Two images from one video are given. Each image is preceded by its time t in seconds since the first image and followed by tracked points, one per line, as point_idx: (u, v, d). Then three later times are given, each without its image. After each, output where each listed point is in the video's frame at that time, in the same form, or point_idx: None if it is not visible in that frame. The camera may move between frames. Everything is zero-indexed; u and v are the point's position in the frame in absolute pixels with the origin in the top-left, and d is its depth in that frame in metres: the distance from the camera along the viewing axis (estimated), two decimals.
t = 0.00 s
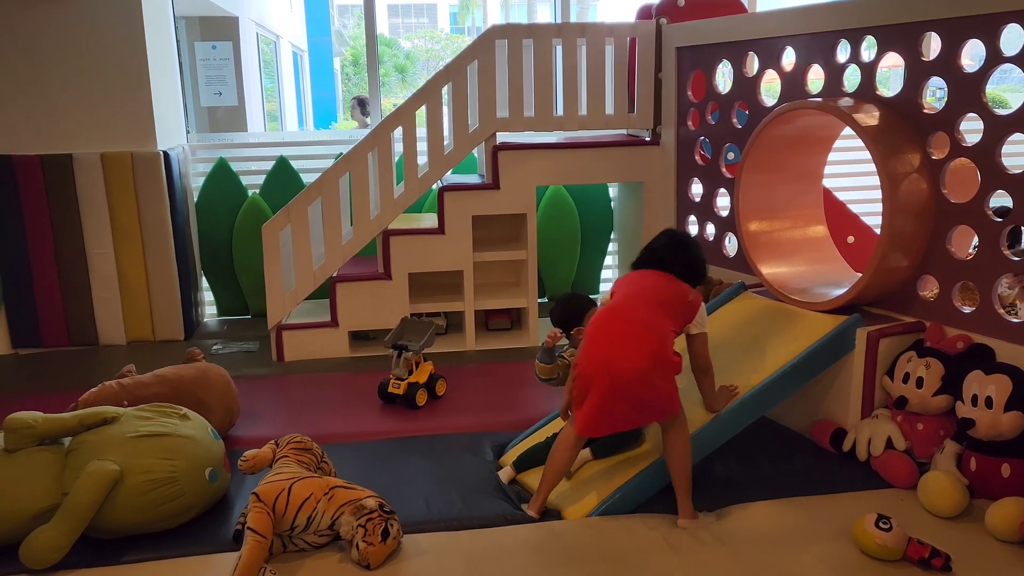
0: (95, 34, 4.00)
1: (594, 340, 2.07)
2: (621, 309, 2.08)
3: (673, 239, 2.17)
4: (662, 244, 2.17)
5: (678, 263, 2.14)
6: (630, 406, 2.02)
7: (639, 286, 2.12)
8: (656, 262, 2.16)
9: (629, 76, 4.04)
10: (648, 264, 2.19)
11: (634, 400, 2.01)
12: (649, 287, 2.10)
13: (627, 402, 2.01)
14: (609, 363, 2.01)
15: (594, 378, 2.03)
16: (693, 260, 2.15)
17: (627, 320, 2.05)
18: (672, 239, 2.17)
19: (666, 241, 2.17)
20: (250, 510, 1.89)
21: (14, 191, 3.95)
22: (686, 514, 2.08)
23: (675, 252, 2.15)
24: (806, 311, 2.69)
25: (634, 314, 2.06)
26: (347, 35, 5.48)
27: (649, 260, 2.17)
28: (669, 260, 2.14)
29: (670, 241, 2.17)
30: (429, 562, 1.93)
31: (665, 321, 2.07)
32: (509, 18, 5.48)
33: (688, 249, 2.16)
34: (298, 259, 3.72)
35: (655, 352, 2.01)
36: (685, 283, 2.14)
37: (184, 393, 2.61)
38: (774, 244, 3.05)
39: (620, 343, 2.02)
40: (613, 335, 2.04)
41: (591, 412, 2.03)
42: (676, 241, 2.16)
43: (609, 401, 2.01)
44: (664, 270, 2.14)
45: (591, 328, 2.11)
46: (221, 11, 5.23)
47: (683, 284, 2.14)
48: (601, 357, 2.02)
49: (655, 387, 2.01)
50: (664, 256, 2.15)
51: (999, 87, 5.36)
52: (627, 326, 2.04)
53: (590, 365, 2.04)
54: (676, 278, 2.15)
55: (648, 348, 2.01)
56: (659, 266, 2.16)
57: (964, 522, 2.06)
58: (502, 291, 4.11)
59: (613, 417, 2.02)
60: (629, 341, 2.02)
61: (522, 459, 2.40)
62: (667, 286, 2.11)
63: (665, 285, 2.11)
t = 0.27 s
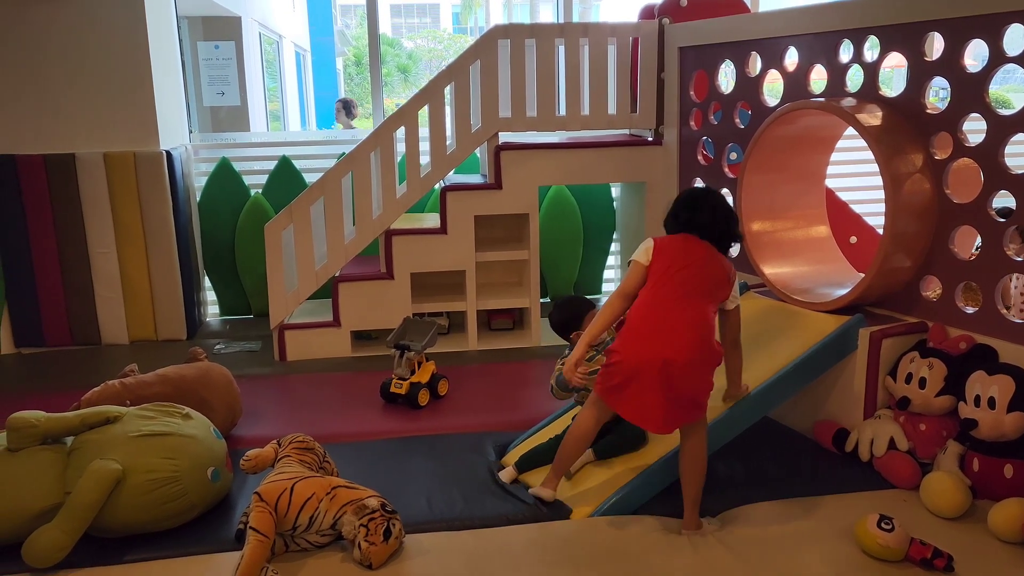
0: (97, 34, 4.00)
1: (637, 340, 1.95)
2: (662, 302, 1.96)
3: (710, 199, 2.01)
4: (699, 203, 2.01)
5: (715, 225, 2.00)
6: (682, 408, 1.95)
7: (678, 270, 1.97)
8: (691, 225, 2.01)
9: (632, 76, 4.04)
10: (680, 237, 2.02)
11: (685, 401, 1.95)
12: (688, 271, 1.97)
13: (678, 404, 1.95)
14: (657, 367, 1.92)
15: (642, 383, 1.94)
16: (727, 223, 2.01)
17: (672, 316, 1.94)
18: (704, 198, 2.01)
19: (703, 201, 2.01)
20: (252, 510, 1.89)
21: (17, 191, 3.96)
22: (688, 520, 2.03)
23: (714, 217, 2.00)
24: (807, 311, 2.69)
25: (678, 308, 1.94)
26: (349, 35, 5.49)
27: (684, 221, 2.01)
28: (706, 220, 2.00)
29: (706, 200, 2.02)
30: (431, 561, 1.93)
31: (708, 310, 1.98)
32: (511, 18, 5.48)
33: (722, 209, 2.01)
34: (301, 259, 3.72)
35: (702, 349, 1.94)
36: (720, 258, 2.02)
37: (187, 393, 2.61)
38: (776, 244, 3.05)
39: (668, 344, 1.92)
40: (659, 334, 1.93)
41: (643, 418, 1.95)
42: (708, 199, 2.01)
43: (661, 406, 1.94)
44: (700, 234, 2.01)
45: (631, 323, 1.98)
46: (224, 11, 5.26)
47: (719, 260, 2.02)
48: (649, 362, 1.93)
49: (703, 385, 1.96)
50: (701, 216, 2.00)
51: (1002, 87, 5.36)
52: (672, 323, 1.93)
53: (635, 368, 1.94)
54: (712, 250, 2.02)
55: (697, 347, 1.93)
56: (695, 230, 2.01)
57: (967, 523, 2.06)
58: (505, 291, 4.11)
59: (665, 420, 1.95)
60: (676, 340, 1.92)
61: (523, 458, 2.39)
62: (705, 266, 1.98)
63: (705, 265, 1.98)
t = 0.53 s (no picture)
0: (99, 34, 4.00)
1: (647, 339, 1.91)
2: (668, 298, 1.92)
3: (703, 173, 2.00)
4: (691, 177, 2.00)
5: (712, 197, 1.98)
6: (701, 403, 1.93)
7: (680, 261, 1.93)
8: (686, 198, 1.98)
9: (634, 76, 4.04)
10: (680, 225, 1.97)
11: (701, 394, 1.93)
12: (691, 261, 1.92)
13: (696, 399, 1.92)
14: (671, 365, 1.89)
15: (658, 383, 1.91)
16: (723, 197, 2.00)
17: (679, 311, 1.90)
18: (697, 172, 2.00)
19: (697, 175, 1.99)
20: (253, 509, 1.89)
21: (19, 191, 3.96)
22: (688, 523, 2.02)
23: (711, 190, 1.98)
24: (808, 311, 2.69)
25: (685, 302, 1.91)
26: (351, 34, 5.50)
27: (679, 195, 1.98)
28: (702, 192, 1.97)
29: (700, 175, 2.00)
30: (432, 561, 1.93)
31: (713, 299, 1.95)
32: (513, 18, 5.48)
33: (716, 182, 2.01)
34: (302, 259, 3.72)
35: (713, 341, 1.92)
36: (718, 239, 1.98)
37: (188, 392, 2.61)
38: (777, 245, 3.04)
39: (679, 341, 1.89)
40: (668, 331, 1.90)
41: (664, 419, 1.92)
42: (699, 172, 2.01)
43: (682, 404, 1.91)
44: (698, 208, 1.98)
45: (638, 322, 1.94)
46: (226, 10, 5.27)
47: (718, 243, 1.97)
48: (662, 361, 1.90)
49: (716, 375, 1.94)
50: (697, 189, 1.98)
51: (1004, 88, 5.35)
52: (680, 318, 1.90)
53: (649, 369, 1.91)
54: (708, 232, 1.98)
55: (707, 339, 1.91)
56: (692, 203, 1.98)
57: (968, 524, 2.05)
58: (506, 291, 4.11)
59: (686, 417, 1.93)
60: (686, 336, 1.90)
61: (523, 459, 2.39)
62: (706, 252, 1.94)
63: (706, 253, 1.94)
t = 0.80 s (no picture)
0: (102, 33, 4.01)
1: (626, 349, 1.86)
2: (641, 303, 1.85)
3: (656, 153, 1.88)
4: (644, 159, 1.88)
5: (665, 174, 1.86)
6: (694, 403, 1.88)
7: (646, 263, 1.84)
8: (639, 182, 1.87)
9: (635, 76, 4.04)
10: (638, 219, 1.86)
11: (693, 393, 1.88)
12: (658, 259, 1.84)
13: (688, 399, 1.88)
14: (655, 371, 1.84)
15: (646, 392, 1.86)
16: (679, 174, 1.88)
17: (654, 315, 1.84)
18: (651, 151, 1.89)
19: (648, 155, 1.88)
20: (254, 508, 1.88)
21: (21, 189, 3.96)
22: (688, 523, 2.02)
23: (663, 171, 1.86)
24: (809, 311, 2.69)
25: (657, 304, 1.84)
26: (353, 34, 5.50)
27: (631, 183, 1.88)
28: (655, 172, 1.86)
29: (652, 155, 1.88)
30: (432, 560, 1.93)
31: (686, 292, 1.87)
32: (515, 18, 5.48)
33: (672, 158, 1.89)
34: (303, 258, 3.72)
35: (692, 337, 1.86)
36: (683, 225, 1.88)
37: (189, 390, 2.61)
38: (779, 245, 3.04)
39: (658, 346, 1.84)
40: (644, 338, 1.84)
41: (660, 427, 1.87)
42: (654, 150, 1.89)
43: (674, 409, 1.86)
44: (653, 190, 1.87)
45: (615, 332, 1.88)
46: (227, 9, 5.30)
47: (684, 230, 1.87)
48: (642, 369, 1.84)
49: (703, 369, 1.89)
50: (649, 171, 1.86)
51: (1007, 88, 5.35)
52: (656, 322, 1.84)
53: (633, 378, 1.86)
54: (672, 220, 1.88)
55: (687, 338, 1.85)
56: (646, 188, 1.87)
57: (968, 525, 2.05)
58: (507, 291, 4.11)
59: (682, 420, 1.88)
60: (664, 339, 1.84)
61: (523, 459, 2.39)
62: (671, 245, 1.84)
63: (673, 246, 1.84)
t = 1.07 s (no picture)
0: (103, 32, 4.01)
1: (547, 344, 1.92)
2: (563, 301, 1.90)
3: (596, 148, 1.88)
4: (581, 155, 1.89)
5: (598, 172, 1.87)
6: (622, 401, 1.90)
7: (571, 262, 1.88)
8: (574, 178, 1.89)
9: (637, 76, 4.04)
10: (570, 220, 1.88)
11: (607, 392, 1.89)
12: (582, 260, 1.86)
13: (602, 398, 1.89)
14: (569, 369, 1.87)
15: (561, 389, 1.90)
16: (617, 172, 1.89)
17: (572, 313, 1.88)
18: (592, 145, 1.89)
19: (585, 152, 1.88)
20: (254, 506, 1.88)
21: (22, 188, 3.97)
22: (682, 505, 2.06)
23: (600, 169, 1.87)
24: (810, 312, 2.69)
25: (577, 302, 1.88)
26: (354, 33, 5.50)
27: (566, 179, 1.91)
28: (588, 170, 1.88)
29: (592, 151, 1.89)
30: (433, 559, 1.94)
31: (611, 293, 1.87)
32: (516, 18, 5.49)
33: (611, 156, 1.89)
34: (305, 257, 3.72)
35: (611, 337, 1.86)
36: (618, 224, 1.87)
37: (190, 389, 2.61)
38: (780, 245, 3.04)
39: (573, 344, 1.87)
40: (562, 335, 1.88)
41: (568, 425, 1.88)
42: (595, 146, 1.89)
43: (585, 406, 1.89)
44: (590, 186, 1.87)
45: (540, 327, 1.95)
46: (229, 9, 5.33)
47: (618, 230, 1.87)
48: (573, 370, 1.87)
49: (626, 371, 1.88)
50: (586, 168, 1.88)
51: (1008, 89, 5.35)
52: (574, 320, 1.87)
53: (562, 378, 1.89)
54: (605, 218, 1.88)
55: (604, 338, 1.86)
56: (580, 184, 1.89)
57: (969, 525, 2.05)
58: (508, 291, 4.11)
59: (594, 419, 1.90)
60: (579, 338, 1.87)
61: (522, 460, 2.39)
62: (598, 245, 1.85)
63: (600, 247, 1.86)
